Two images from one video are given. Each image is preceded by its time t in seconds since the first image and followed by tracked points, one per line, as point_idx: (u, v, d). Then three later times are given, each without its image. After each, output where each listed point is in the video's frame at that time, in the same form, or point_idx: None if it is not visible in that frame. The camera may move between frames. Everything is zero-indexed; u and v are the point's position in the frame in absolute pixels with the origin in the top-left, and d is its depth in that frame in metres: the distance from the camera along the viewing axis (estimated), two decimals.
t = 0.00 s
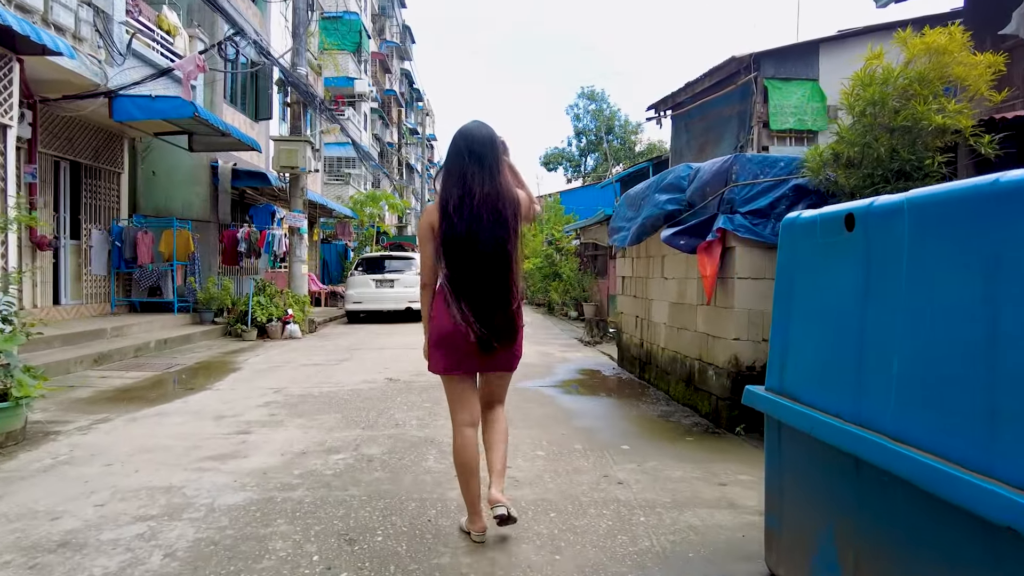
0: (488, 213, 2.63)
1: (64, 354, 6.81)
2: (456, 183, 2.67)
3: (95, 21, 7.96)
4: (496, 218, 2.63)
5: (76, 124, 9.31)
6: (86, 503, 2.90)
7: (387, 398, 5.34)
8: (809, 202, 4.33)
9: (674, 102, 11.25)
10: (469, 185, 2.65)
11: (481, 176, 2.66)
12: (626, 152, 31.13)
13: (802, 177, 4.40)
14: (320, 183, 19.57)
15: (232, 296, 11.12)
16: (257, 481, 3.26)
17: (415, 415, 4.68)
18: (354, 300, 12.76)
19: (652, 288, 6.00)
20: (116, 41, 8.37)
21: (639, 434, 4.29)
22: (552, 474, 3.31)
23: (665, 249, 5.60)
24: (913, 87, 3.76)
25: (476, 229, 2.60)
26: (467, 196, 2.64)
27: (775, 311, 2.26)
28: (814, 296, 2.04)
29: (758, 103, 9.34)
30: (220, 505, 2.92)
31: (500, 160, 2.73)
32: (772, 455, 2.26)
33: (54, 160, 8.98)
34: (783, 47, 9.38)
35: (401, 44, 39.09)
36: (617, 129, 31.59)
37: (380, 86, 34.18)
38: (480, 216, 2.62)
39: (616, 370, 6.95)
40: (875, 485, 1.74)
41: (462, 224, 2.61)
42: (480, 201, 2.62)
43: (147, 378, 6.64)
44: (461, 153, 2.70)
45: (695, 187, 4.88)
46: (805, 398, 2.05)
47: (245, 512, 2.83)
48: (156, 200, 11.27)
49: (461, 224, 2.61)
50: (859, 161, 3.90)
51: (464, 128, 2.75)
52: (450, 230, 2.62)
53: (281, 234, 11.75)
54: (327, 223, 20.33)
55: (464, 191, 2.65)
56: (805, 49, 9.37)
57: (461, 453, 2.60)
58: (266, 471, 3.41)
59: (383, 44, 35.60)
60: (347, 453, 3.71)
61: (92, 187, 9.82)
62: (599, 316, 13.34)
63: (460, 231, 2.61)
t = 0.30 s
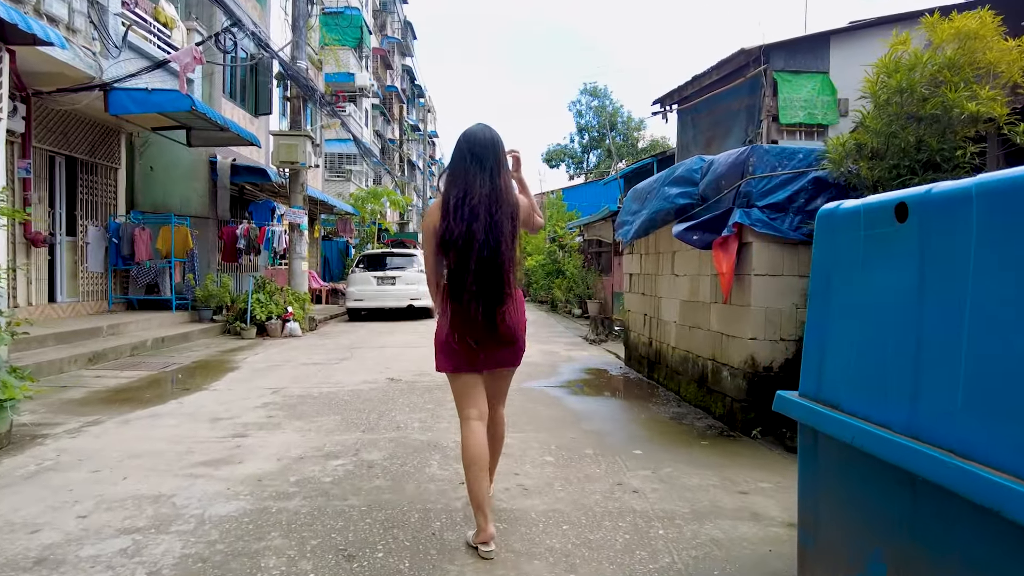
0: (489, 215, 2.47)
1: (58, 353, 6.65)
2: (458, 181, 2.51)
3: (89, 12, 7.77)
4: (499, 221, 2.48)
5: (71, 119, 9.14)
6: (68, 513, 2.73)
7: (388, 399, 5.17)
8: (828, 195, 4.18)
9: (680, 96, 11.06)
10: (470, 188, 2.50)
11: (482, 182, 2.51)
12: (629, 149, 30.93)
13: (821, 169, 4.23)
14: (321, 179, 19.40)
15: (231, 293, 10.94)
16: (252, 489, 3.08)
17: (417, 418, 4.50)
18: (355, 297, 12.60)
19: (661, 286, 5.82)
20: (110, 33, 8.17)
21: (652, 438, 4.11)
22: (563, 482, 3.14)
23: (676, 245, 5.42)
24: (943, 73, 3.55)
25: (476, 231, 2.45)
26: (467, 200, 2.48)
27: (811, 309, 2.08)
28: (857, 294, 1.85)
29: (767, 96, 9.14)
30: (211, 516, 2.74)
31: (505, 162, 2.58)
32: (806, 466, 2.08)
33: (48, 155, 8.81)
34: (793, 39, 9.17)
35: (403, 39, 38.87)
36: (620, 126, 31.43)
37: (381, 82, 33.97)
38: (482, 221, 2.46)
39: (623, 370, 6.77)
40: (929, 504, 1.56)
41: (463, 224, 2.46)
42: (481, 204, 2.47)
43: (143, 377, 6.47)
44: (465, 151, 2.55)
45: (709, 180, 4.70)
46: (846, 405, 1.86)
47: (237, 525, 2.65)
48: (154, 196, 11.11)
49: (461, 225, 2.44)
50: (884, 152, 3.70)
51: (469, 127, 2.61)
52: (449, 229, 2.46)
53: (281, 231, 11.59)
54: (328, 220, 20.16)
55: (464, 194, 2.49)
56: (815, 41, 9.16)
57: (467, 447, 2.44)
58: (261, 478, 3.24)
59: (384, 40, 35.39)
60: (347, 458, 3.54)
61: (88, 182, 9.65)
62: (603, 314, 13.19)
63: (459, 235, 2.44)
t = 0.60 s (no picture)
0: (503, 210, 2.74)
1: (48, 352, 6.45)
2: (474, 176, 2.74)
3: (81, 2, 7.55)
4: (510, 216, 2.75)
5: (64, 112, 8.94)
6: (43, 529, 2.53)
7: (388, 401, 4.98)
8: (850, 187, 3.97)
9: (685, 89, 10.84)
10: (484, 183, 2.73)
11: (493, 176, 2.74)
12: (631, 145, 30.68)
13: (842, 160, 4.01)
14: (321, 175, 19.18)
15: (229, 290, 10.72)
16: (242, 501, 2.89)
17: (418, 421, 4.30)
18: (355, 294, 12.41)
19: (671, 283, 5.63)
20: (103, 23, 7.96)
21: (665, 444, 3.92)
22: (573, 494, 2.95)
23: (688, 241, 5.21)
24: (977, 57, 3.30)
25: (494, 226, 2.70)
26: (482, 195, 2.72)
27: (850, 309, 1.87)
28: (912, 294, 1.64)
29: (777, 88, 8.90)
30: (197, 532, 2.54)
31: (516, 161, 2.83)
32: (848, 484, 1.87)
33: (41, 149, 8.61)
34: (803, 30, 8.93)
35: (403, 34, 38.59)
36: (622, 121, 31.18)
37: (382, 77, 33.70)
38: (495, 215, 2.72)
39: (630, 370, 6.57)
40: (1011, 536, 1.34)
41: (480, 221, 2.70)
42: (494, 199, 2.72)
43: (136, 377, 6.27)
44: (478, 150, 2.76)
45: (723, 173, 4.50)
46: (900, 418, 1.65)
47: (224, 543, 2.45)
48: (152, 192, 10.91)
49: (479, 219, 2.70)
50: (914, 142, 3.48)
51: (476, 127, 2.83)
52: (466, 227, 2.70)
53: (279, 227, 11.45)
54: (328, 216, 19.94)
55: (479, 188, 2.73)
56: (826, 32, 8.93)
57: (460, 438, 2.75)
58: (251, 489, 3.04)
59: (384, 35, 35.12)
60: (344, 467, 3.34)
61: (82, 178, 9.46)
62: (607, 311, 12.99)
63: (476, 227, 2.70)
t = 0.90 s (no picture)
0: (513, 213, 2.68)
1: (38, 356, 6.26)
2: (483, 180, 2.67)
3: None
4: (518, 220, 2.70)
5: (57, 109, 8.76)
6: (14, 555, 2.33)
7: (389, 407, 4.78)
8: (875, 184, 3.77)
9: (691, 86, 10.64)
10: (489, 188, 2.65)
11: (496, 182, 2.67)
12: (633, 144, 30.46)
13: (867, 156, 3.81)
14: (321, 174, 18.98)
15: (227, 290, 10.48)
16: (231, 521, 2.69)
17: (420, 430, 4.10)
18: (355, 295, 12.21)
19: (682, 284, 5.43)
20: (96, 18, 7.75)
21: (680, 455, 3.73)
22: (588, 513, 2.75)
23: (701, 241, 5.01)
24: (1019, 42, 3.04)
25: (506, 229, 2.62)
26: (487, 200, 2.64)
27: (904, 317, 1.66)
28: (988, 301, 1.43)
29: (787, 84, 8.69)
30: (180, 558, 2.34)
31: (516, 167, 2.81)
32: (903, 514, 1.66)
33: (34, 147, 8.42)
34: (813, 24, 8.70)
35: (404, 32, 38.38)
36: (624, 120, 30.97)
37: (383, 76, 33.50)
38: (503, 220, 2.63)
39: (639, 373, 6.37)
40: None
41: (490, 224, 2.61)
42: (499, 204, 2.64)
43: (129, 382, 6.08)
44: (481, 155, 2.69)
45: (739, 170, 4.31)
46: (971, 444, 1.44)
47: (210, 570, 2.25)
48: (148, 191, 10.84)
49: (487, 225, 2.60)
50: (947, 136, 3.27)
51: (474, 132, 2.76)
52: (476, 232, 2.60)
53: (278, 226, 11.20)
54: (328, 216, 19.75)
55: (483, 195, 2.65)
56: (837, 26, 8.71)
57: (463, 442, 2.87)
58: (242, 507, 2.84)
59: (385, 33, 34.94)
60: (342, 482, 3.15)
61: (76, 177, 9.27)
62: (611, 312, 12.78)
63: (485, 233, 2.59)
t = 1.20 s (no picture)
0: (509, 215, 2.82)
1: (29, 358, 6.07)
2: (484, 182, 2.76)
3: None
4: (512, 222, 2.84)
5: (51, 106, 8.59)
6: None
7: (390, 412, 4.59)
8: (902, 177, 3.56)
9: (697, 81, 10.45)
10: (491, 190, 2.77)
11: (498, 184, 2.79)
12: (636, 142, 30.25)
13: (894, 147, 3.59)
14: (322, 173, 18.79)
15: (225, 290, 10.33)
16: (221, 538, 2.50)
17: (422, 437, 3.90)
18: (356, 295, 12.01)
19: (694, 282, 5.24)
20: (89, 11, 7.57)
21: (698, 463, 3.53)
22: (603, 529, 2.56)
23: (716, 238, 4.81)
24: None
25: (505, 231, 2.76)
26: (489, 201, 2.75)
27: (974, 317, 1.46)
28: None
29: (797, 79, 8.48)
30: None
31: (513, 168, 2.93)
32: (973, 544, 1.46)
33: (27, 144, 8.24)
34: (824, 17, 8.48)
35: (405, 31, 38.22)
36: (626, 118, 30.78)
37: (384, 75, 33.31)
38: (502, 221, 2.77)
39: (648, 375, 6.16)
40: None
41: (492, 225, 2.73)
42: (499, 206, 2.77)
43: (121, 384, 5.89)
44: (483, 156, 2.77)
45: (757, 164, 4.11)
46: None
47: None
48: (145, 188, 10.66)
49: (489, 225, 2.73)
50: (983, 125, 3.06)
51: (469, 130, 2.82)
52: (479, 232, 2.71)
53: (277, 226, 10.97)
54: (329, 215, 19.57)
55: (485, 195, 2.75)
56: (848, 19, 8.50)
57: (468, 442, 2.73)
58: (232, 523, 2.65)
59: (387, 32, 34.78)
60: (340, 494, 2.96)
61: (71, 174, 9.08)
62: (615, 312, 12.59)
63: (487, 233, 2.72)
